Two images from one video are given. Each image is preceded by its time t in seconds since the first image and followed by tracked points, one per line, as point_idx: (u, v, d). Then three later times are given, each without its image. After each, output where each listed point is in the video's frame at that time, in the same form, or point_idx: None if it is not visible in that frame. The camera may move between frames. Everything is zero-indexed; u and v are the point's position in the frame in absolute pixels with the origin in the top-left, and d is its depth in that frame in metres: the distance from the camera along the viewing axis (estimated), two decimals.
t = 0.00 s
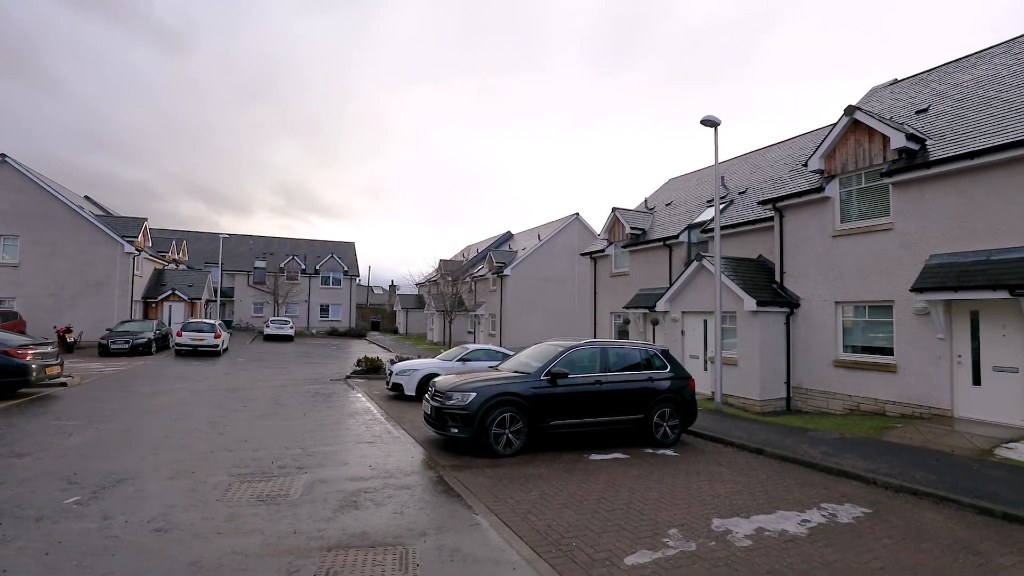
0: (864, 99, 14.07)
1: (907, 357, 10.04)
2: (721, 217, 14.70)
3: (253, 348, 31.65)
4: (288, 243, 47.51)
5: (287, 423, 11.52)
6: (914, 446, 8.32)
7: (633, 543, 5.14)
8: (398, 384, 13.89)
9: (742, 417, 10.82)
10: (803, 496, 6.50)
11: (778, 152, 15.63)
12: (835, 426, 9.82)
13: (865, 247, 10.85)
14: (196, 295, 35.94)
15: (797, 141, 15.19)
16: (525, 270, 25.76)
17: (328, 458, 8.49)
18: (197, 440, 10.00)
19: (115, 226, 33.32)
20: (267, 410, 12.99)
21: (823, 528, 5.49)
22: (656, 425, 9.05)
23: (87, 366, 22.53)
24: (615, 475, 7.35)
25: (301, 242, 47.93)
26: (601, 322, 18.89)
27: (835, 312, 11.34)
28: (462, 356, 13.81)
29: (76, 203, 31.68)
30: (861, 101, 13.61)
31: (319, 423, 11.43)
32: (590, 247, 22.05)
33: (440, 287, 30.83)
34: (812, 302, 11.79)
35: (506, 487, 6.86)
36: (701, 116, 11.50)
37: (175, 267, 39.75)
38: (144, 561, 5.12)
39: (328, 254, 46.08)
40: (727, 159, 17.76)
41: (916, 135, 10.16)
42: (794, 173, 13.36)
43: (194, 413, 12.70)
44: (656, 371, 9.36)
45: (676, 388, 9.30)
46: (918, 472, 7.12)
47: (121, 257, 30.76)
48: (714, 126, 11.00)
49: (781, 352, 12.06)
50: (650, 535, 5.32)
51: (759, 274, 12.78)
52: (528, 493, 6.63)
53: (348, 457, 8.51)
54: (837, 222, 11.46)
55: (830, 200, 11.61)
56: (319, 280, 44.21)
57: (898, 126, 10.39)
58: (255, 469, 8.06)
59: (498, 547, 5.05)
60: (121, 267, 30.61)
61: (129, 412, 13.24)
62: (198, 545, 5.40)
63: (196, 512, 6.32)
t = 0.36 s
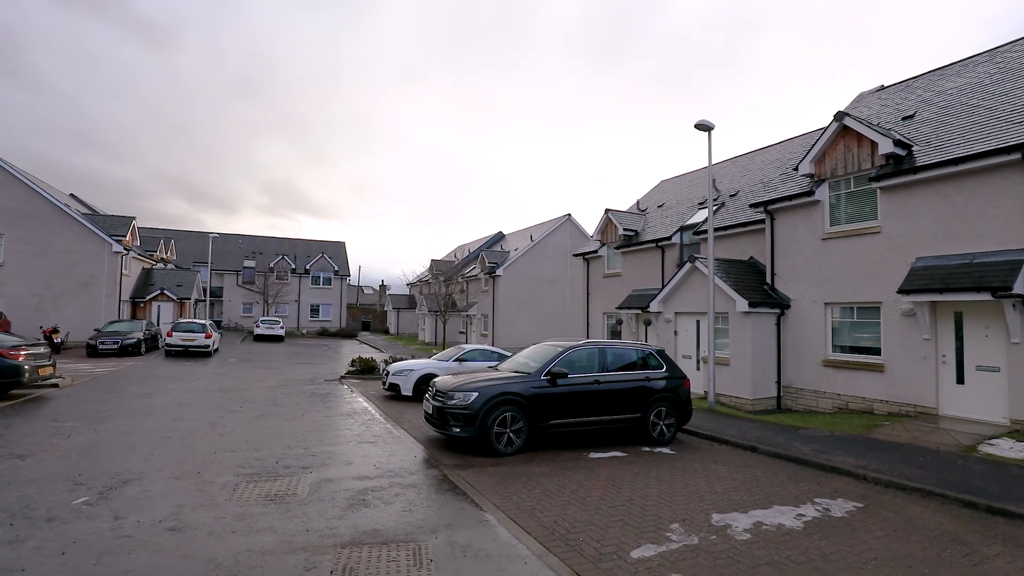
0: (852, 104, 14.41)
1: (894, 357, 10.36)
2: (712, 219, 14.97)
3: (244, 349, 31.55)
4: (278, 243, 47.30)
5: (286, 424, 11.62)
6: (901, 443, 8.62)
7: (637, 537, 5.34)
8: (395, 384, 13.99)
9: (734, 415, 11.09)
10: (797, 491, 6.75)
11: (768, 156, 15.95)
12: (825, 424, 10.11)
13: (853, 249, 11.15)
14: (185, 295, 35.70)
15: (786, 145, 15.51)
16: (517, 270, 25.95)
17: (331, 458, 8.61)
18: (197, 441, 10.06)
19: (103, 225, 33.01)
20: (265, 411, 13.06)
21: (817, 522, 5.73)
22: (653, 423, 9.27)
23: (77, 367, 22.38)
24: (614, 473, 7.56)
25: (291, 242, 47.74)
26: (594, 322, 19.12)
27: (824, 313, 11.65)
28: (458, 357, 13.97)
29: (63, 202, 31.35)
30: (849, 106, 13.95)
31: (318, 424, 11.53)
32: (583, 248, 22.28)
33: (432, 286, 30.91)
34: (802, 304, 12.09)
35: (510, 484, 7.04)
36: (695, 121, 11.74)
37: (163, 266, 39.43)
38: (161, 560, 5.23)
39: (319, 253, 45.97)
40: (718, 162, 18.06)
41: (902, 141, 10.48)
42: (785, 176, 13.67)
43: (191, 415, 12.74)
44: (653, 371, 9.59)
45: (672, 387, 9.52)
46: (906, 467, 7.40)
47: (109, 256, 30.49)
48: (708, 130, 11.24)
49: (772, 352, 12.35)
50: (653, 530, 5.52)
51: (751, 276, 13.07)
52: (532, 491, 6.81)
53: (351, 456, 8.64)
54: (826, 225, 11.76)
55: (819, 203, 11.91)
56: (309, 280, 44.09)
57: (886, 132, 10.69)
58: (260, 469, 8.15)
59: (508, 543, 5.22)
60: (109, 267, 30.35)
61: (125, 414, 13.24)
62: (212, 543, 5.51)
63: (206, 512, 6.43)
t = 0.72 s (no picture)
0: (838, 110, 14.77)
1: (879, 356, 10.69)
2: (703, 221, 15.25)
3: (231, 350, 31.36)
4: (265, 243, 47.00)
5: (283, 425, 11.68)
6: (887, 440, 8.93)
7: (640, 532, 5.55)
8: (391, 385, 14.02)
9: (725, 414, 11.35)
10: (790, 486, 7.01)
11: (757, 159, 16.28)
12: (814, 422, 10.41)
13: (840, 252, 11.48)
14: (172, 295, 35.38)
15: (775, 148, 15.85)
16: (508, 270, 26.12)
17: (333, 459, 8.72)
18: (196, 444, 10.10)
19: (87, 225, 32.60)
20: (260, 413, 13.10)
21: (810, 515, 5.98)
22: (648, 422, 9.50)
23: (63, 369, 22.14)
24: (613, 471, 7.76)
25: (278, 242, 47.47)
26: (585, 322, 19.36)
27: (812, 313, 11.96)
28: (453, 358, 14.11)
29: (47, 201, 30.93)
30: (835, 112, 14.31)
31: (315, 425, 11.63)
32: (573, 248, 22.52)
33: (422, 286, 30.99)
34: (790, 304, 12.40)
35: (512, 483, 7.22)
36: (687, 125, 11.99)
37: (148, 266, 39.01)
38: (175, 559, 5.33)
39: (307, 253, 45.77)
40: (707, 165, 18.38)
41: (888, 147, 10.81)
42: (773, 179, 13.98)
43: (187, 417, 12.74)
44: (648, 371, 9.81)
45: (666, 386, 9.76)
46: (892, 463, 7.70)
47: (93, 256, 30.11)
48: (700, 135, 11.50)
49: (761, 351, 12.65)
50: (655, 525, 5.73)
51: (741, 277, 13.36)
52: (534, 488, 6.99)
53: (353, 457, 8.77)
54: (814, 228, 12.08)
55: (808, 207, 12.22)
56: (297, 280, 43.89)
57: (872, 138, 11.02)
58: (263, 470, 8.24)
59: (516, 539, 5.39)
60: (94, 267, 30.01)
61: (119, 416, 13.20)
62: (226, 543, 5.63)
63: (215, 513, 6.53)
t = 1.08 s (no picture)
0: (819, 116, 15.19)
1: (860, 355, 11.06)
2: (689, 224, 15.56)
3: (215, 351, 31.07)
4: (248, 242, 46.56)
5: (275, 427, 11.72)
6: (867, 436, 9.28)
7: (637, 527, 5.76)
8: (382, 385, 13.99)
9: (712, 412, 11.65)
10: (777, 482, 7.29)
11: (741, 163, 16.64)
12: (797, 419, 10.75)
13: (822, 254, 11.84)
14: (153, 295, 34.90)
15: (759, 153, 16.23)
16: (495, 270, 26.27)
17: (329, 459, 8.81)
18: (189, 446, 10.11)
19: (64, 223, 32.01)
20: (251, 414, 13.10)
21: (798, 509, 6.25)
22: (639, 421, 9.75)
23: (43, 370, 21.79)
24: (607, 469, 7.98)
25: (262, 241, 47.05)
26: (572, 322, 19.59)
27: (795, 314, 12.32)
28: (444, 359, 14.25)
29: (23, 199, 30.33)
30: (817, 118, 14.71)
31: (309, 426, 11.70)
32: (560, 249, 22.73)
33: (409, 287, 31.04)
34: (774, 305, 12.75)
35: (509, 481, 7.40)
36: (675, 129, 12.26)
37: (128, 266, 38.44)
38: (182, 559, 5.41)
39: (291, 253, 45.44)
40: (693, 168, 18.72)
41: (868, 153, 11.18)
42: (758, 183, 14.33)
43: (176, 419, 12.69)
44: (638, 370, 10.05)
45: (656, 386, 10.01)
46: (873, 458, 8.03)
47: (71, 255, 29.61)
48: (687, 139, 11.78)
49: (746, 351, 12.98)
50: (651, 520, 5.95)
51: (726, 278, 13.68)
52: (531, 486, 7.18)
53: (350, 457, 8.88)
54: (797, 231, 12.43)
55: (791, 210, 12.57)
56: (281, 280, 43.57)
57: (853, 145, 11.38)
58: (260, 471, 8.31)
59: (518, 536, 5.57)
60: (73, 266, 29.51)
61: (106, 419, 13.09)
62: (232, 542, 5.72)
63: (217, 514, 6.60)
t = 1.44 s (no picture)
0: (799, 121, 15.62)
1: (838, 354, 11.45)
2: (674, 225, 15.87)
3: (195, 351, 30.69)
4: (229, 241, 46.02)
5: (266, 427, 11.74)
6: (846, 433, 9.64)
7: (632, 521, 5.98)
8: (371, 385, 14.02)
9: (697, 410, 11.95)
10: (762, 476, 7.58)
11: (724, 167, 17.03)
12: (779, 417, 11.09)
13: (802, 257, 12.23)
14: (130, 295, 34.33)
15: (741, 157, 16.62)
16: (481, 271, 26.41)
17: (324, 459, 8.90)
18: (180, 447, 10.09)
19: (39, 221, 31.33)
20: (239, 415, 13.08)
21: (783, 502, 6.53)
22: (627, 419, 9.99)
23: (19, 372, 21.36)
24: (598, 466, 8.21)
25: (243, 240, 46.55)
26: (558, 322, 19.83)
27: (777, 314, 12.69)
28: (433, 359, 14.37)
29: None
30: (798, 123, 15.13)
31: (300, 426, 11.73)
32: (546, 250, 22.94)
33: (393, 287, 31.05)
34: (756, 306, 13.11)
35: (504, 478, 7.58)
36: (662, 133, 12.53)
37: (104, 264, 37.74)
38: (187, 557, 5.49)
39: (273, 252, 45.04)
40: (677, 171, 19.07)
41: (847, 159, 11.57)
42: (741, 187, 14.70)
43: (163, 420, 12.62)
44: (627, 370, 10.30)
45: (644, 384, 10.26)
46: (852, 453, 8.37)
47: (46, 253, 29.00)
48: (674, 143, 12.07)
49: (729, 351, 13.33)
50: (644, 514, 6.18)
51: (710, 279, 14.02)
52: (526, 483, 7.36)
53: (345, 457, 8.97)
54: (779, 234, 12.81)
55: (773, 213, 12.94)
56: (263, 279, 43.18)
57: (833, 151, 11.77)
58: (255, 471, 8.36)
59: (517, 531, 5.75)
60: (47, 264, 28.91)
61: (90, 421, 12.95)
62: (235, 541, 5.81)
63: (216, 514, 6.66)
